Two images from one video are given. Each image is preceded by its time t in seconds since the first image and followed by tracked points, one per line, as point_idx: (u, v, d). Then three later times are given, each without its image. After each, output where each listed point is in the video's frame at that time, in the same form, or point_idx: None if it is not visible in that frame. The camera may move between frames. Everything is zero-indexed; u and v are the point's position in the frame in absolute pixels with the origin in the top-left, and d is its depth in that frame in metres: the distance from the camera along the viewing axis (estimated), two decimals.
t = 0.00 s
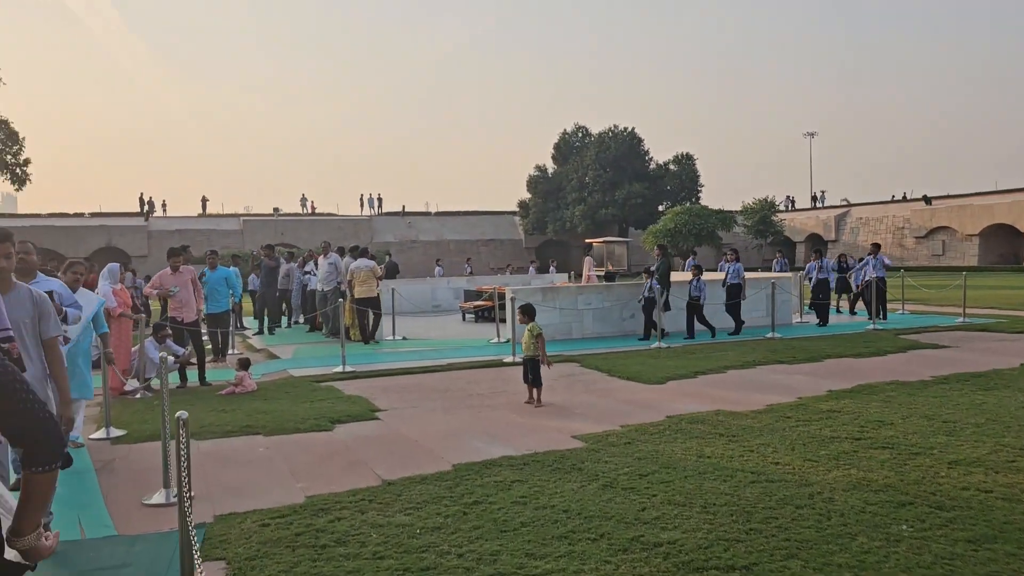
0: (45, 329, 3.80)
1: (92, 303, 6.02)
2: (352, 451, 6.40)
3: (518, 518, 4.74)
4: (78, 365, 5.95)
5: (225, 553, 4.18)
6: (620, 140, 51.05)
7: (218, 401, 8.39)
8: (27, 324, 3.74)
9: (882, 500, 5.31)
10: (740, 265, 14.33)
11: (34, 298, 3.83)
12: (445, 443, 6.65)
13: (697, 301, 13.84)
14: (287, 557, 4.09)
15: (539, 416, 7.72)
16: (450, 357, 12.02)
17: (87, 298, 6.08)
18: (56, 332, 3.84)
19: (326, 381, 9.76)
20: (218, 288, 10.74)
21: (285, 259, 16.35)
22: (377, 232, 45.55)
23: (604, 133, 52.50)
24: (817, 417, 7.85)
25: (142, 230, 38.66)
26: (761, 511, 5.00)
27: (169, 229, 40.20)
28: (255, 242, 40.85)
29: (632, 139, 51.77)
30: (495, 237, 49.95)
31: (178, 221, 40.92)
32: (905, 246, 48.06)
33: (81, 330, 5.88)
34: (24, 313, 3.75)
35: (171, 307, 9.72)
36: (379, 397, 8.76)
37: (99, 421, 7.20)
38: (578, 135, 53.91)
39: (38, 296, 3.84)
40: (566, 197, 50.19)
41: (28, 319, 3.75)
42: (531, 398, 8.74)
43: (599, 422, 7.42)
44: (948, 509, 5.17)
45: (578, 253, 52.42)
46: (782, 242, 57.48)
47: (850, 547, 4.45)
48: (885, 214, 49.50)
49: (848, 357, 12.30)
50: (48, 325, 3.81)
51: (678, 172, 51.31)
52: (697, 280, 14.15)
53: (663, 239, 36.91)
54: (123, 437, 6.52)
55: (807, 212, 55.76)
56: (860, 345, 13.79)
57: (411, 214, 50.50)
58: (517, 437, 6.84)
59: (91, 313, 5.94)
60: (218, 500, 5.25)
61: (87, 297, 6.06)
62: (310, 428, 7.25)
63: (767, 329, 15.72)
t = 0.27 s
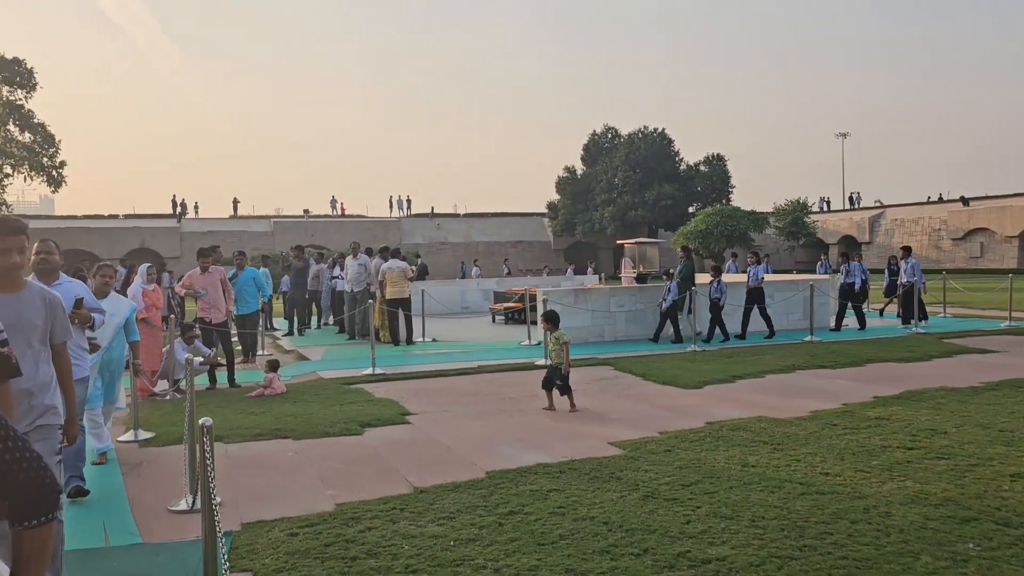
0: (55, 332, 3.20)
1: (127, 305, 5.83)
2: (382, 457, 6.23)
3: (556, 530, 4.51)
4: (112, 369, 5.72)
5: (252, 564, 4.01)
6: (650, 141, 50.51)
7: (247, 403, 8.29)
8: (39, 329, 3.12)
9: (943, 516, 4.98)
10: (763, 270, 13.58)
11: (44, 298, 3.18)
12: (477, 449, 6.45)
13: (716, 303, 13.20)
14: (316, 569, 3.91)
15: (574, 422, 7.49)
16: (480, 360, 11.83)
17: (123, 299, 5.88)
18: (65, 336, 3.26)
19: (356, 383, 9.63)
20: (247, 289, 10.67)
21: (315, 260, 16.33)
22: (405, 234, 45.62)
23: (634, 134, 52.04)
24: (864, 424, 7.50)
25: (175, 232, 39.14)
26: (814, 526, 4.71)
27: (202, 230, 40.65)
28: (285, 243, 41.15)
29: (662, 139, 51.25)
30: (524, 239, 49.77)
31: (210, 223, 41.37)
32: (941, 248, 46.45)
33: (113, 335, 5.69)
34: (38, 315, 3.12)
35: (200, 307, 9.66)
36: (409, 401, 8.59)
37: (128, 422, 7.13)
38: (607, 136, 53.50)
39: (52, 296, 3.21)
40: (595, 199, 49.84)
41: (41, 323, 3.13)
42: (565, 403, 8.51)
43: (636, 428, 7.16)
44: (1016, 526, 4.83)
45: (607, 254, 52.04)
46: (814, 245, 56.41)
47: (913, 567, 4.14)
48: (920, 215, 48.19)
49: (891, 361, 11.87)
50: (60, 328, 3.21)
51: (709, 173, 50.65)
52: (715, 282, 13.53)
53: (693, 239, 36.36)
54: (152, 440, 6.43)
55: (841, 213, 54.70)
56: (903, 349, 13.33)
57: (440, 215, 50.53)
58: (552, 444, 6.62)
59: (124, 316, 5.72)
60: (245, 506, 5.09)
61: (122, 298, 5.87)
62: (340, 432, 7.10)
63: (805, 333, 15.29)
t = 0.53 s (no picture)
0: (76, 353, 3.01)
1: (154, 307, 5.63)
2: (410, 465, 6.07)
3: (596, 546, 4.30)
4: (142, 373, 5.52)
5: None
6: (674, 140, 49.83)
7: (273, 407, 8.18)
8: (56, 348, 2.93)
9: (1005, 533, 4.69)
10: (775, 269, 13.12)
11: (68, 315, 2.99)
12: (508, 456, 6.27)
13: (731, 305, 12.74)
14: None
15: (607, 428, 7.28)
16: (507, 363, 11.65)
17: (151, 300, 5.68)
18: (87, 358, 3.05)
19: (382, 387, 9.50)
20: (272, 290, 10.58)
21: (339, 261, 16.26)
22: (428, 234, 45.59)
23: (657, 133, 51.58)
24: (910, 433, 7.20)
25: (200, 232, 39.42)
26: (869, 543, 4.45)
27: (226, 230, 40.94)
28: (308, 244, 41.30)
29: (686, 139, 50.70)
30: (546, 239, 49.54)
31: (235, 223, 41.65)
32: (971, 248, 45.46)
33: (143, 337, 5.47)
34: (56, 333, 2.92)
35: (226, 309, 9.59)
36: (436, 405, 8.44)
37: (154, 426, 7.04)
38: (630, 136, 53.09)
39: (78, 314, 3.01)
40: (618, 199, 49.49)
41: (60, 342, 2.93)
42: (596, 408, 8.31)
43: (671, 435, 6.94)
44: None
45: (630, 255, 51.65)
46: (840, 246, 55.52)
47: None
48: (949, 215, 47.04)
49: (931, 366, 11.49)
50: (80, 350, 3.01)
51: (734, 173, 50.02)
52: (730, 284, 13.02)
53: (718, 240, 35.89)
54: (177, 444, 6.32)
55: (869, 213, 53.76)
56: (942, 353, 12.92)
57: (462, 215, 50.46)
58: (585, 451, 6.42)
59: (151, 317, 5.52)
60: (272, 516, 4.94)
61: (150, 299, 5.67)
62: (367, 437, 6.96)
63: (838, 335, 14.94)
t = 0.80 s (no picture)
0: (81, 359, 2.74)
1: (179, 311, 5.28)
2: (433, 471, 5.89)
3: (632, 561, 4.08)
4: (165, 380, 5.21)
5: None
6: (692, 139, 49.42)
7: (292, 409, 8.03)
8: (57, 353, 2.72)
9: None
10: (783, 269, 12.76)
11: (73, 314, 2.76)
12: (534, 463, 6.06)
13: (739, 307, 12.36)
14: None
15: (635, 433, 7.05)
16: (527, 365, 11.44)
17: (177, 303, 5.34)
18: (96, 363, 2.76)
19: (402, 389, 9.34)
20: (291, 290, 10.45)
21: (357, 260, 16.13)
22: (443, 233, 45.50)
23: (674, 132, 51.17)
24: (952, 439, 6.90)
25: (217, 231, 39.53)
26: (921, 559, 4.19)
27: (243, 230, 41.07)
28: (324, 243, 41.32)
29: (704, 137, 50.25)
30: (562, 238, 49.29)
31: (252, 222, 41.77)
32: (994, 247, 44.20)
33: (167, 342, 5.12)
34: (54, 336, 2.71)
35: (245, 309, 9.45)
36: (457, 409, 8.24)
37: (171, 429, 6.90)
38: (648, 134, 52.74)
39: (84, 313, 2.77)
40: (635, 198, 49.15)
41: (59, 346, 2.72)
42: (621, 413, 8.08)
43: (702, 441, 6.70)
44: None
45: (646, 254, 51.29)
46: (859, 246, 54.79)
47: None
48: (971, 214, 46.11)
49: (965, 369, 11.14)
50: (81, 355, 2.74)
51: (752, 171, 49.52)
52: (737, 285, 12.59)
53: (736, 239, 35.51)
54: (195, 448, 6.18)
55: (889, 213, 53.00)
56: (974, 356, 12.55)
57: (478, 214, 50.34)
58: (613, 458, 6.20)
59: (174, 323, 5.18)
60: (291, 527, 4.76)
61: (176, 302, 5.33)
62: (388, 442, 6.78)
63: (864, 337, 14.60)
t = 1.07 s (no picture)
0: (57, 370, 2.43)
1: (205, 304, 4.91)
2: (451, 473, 5.68)
3: (665, 571, 3.84)
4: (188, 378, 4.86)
5: None
6: (705, 136, 49.04)
7: (304, 408, 7.85)
8: (30, 364, 2.41)
9: None
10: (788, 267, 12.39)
11: (45, 319, 2.45)
12: (556, 464, 5.84)
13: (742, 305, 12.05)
14: None
15: (658, 433, 6.82)
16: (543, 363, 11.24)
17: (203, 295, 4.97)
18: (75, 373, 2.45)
19: (416, 387, 9.15)
20: (304, 287, 10.29)
21: (370, 257, 15.97)
22: (455, 231, 45.36)
23: (688, 130, 50.79)
24: (990, 441, 6.61)
25: (229, 230, 39.56)
26: (974, 569, 3.92)
27: (256, 228, 41.08)
28: (336, 241, 41.27)
29: (717, 135, 49.85)
30: (574, 236, 49.04)
31: (264, 221, 41.78)
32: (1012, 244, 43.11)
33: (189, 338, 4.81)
34: (26, 344, 2.40)
35: (258, 305, 9.27)
36: (474, 408, 8.04)
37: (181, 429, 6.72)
38: (661, 132, 52.40)
39: (60, 315, 2.47)
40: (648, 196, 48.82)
41: (33, 356, 2.41)
42: (642, 413, 7.85)
43: (729, 442, 6.46)
44: None
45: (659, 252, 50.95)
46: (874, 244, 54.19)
47: None
48: (989, 212, 45.34)
49: (994, 368, 10.81)
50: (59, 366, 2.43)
51: (766, 169, 49.06)
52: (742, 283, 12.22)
53: (750, 237, 35.14)
54: (206, 447, 6.01)
55: (906, 211, 52.35)
56: (1002, 355, 12.20)
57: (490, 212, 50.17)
58: (637, 460, 5.97)
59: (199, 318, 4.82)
60: (304, 531, 4.55)
61: (202, 294, 4.95)
62: (403, 443, 6.59)
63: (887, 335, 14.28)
